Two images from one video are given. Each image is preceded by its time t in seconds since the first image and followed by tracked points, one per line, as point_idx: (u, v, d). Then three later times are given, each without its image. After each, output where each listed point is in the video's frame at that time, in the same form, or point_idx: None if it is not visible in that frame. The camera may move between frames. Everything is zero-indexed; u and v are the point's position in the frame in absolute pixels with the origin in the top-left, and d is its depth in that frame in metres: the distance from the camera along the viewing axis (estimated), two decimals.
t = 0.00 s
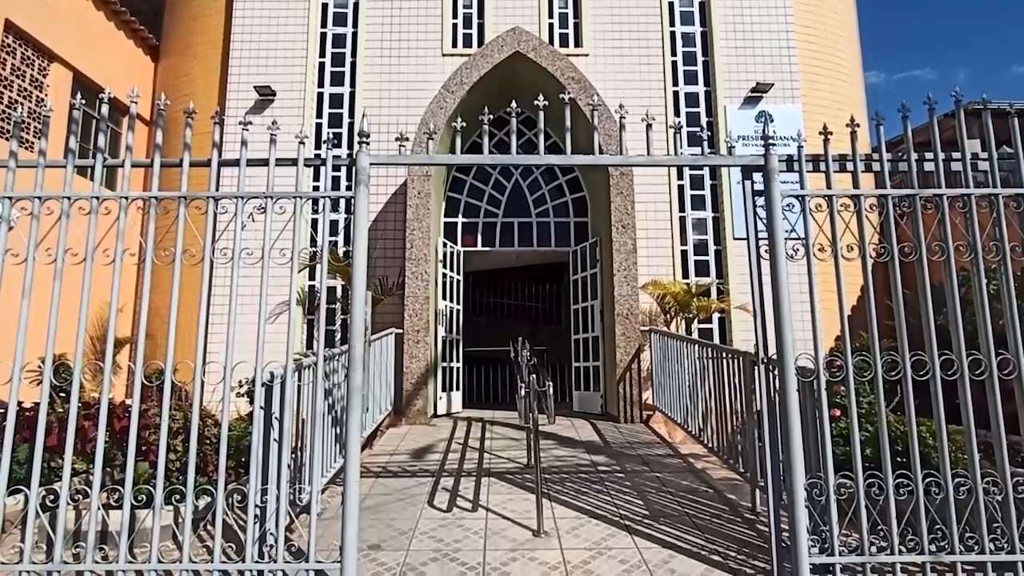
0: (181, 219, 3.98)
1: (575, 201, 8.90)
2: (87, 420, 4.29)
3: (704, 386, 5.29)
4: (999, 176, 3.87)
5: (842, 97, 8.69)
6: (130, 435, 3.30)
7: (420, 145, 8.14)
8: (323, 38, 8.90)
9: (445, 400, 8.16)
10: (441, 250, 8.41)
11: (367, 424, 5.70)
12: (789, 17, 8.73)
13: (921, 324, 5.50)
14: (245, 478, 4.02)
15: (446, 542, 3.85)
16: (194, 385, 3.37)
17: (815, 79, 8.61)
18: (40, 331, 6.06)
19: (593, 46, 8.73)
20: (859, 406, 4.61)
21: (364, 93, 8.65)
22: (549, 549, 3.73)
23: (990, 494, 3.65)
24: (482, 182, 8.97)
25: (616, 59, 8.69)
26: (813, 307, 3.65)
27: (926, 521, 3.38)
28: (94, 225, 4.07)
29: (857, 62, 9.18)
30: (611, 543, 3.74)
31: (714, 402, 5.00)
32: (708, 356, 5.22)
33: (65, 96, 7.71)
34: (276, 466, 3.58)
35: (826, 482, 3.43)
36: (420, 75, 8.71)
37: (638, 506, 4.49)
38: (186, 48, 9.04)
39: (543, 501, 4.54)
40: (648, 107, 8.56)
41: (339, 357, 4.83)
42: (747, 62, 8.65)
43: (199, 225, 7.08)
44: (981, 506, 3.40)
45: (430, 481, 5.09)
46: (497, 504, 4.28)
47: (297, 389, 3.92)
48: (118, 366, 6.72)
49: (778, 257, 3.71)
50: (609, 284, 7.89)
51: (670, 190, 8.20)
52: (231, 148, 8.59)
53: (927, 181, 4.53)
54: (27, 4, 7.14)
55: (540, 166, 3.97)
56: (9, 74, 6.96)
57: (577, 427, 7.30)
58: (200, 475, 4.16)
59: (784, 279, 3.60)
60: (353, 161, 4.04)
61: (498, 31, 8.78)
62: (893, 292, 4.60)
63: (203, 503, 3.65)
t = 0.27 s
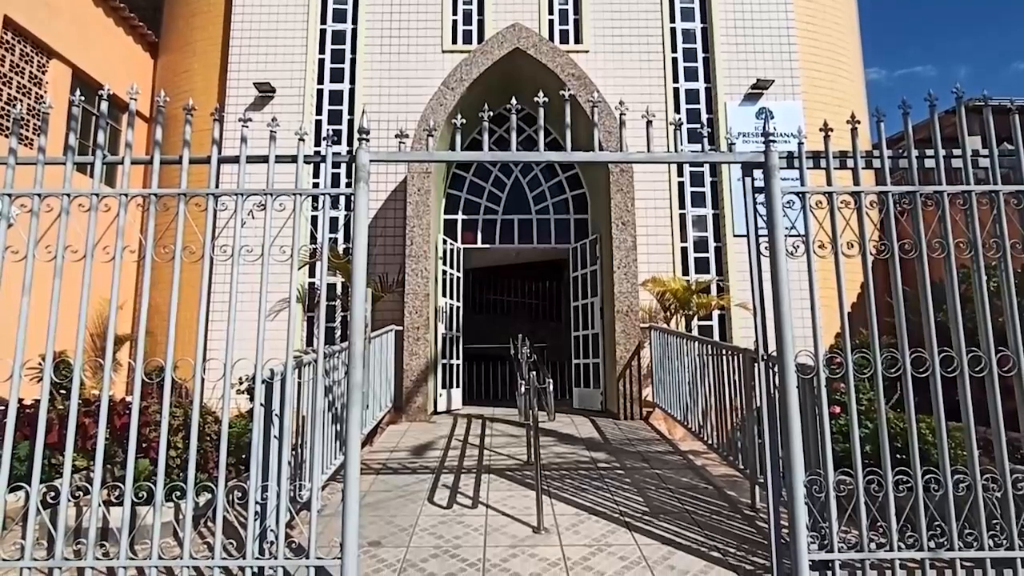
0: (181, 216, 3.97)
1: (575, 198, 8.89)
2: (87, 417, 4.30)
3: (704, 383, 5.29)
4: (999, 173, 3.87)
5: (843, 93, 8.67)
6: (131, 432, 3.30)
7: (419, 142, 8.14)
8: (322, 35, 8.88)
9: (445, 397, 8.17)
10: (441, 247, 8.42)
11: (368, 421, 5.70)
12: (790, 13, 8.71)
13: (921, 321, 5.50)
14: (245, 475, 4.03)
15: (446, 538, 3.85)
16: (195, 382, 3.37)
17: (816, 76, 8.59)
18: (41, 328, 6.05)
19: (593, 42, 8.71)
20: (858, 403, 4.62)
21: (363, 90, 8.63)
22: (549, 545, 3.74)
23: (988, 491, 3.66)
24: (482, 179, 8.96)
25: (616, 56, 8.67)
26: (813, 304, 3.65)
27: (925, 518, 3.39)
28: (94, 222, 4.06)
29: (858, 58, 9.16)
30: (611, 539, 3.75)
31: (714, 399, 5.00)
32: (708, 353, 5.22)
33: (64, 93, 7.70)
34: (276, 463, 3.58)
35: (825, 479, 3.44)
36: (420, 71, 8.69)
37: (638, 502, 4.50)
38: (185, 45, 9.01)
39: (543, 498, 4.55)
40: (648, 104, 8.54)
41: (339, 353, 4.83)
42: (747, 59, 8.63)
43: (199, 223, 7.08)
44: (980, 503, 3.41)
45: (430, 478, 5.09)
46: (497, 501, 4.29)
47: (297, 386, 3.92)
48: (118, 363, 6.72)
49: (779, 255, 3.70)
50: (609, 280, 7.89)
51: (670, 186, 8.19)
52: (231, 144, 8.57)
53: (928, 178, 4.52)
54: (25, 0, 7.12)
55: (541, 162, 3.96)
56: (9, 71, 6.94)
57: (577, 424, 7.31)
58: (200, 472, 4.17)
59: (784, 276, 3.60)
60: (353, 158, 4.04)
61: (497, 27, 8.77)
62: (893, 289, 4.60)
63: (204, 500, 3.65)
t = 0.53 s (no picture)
0: (181, 214, 3.97)
1: (574, 196, 8.88)
2: (87, 415, 4.30)
3: (704, 381, 5.29)
4: (999, 170, 3.86)
5: (843, 91, 8.66)
6: (131, 430, 3.30)
7: (419, 141, 8.16)
8: (322, 33, 8.86)
9: (445, 395, 8.17)
10: (441, 245, 8.43)
11: (367, 419, 5.71)
12: (790, 11, 8.70)
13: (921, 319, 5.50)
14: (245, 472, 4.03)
15: (446, 536, 3.86)
16: (195, 380, 3.37)
17: (816, 74, 8.57)
18: (41, 326, 6.06)
19: (593, 41, 8.70)
20: (857, 400, 4.62)
21: (363, 88, 8.62)
22: (548, 543, 3.75)
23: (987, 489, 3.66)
24: (482, 177, 8.96)
25: (615, 54, 8.66)
26: (813, 302, 3.65)
27: (925, 516, 3.40)
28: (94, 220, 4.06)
29: (858, 56, 9.14)
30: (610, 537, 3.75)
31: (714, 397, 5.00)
32: (707, 352, 5.22)
33: (64, 91, 7.68)
34: (276, 461, 3.58)
35: (825, 477, 3.44)
36: (420, 69, 8.68)
37: (637, 500, 4.51)
38: (185, 43, 9.00)
39: (543, 496, 4.55)
40: (648, 102, 8.54)
41: (339, 351, 4.83)
42: (747, 57, 8.62)
43: (199, 221, 7.08)
44: (980, 501, 3.41)
45: (430, 476, 5.10)
46: (497, 501, 4.29)
47: (297, 384, 3.92)
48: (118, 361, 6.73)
49: (778, 253, 3.70)
50: (609, 278, 7.91)
51: (670, 184, 8.18)
52: (230, 143, 8.57)
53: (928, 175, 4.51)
54: None
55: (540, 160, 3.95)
56: (8, 69, 6.92)
57: (577, 422, 7.31)
58: (201, 470, 4.17)
59: (784, 274, 3.59)
60: (352, 156, 4.03)
61: (497, 25, 8.75)
62: (893, 287, 4.60)
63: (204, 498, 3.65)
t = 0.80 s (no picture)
0: (180, 214, 3.96)
1: (574, 196, 8.84)
2: (87, 415, 4.29)
3: (704, 380, 5.29)
4: (999, 170, 3.86)
5: (843, 91, 8.65)
6: (131, 430, 3.30)
7: (419, 140, 8.23)
8: (322, 32, 8.86)
9: (445, 395, 8.18)
10: (441, 244, 8.44)
11: (367, 419, 5.72)
12: (790, 11, 8.69)
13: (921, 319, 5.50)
14: (245, 472, 4.03)
15: (445, 536, 3.86)
16: (195, 380, 3.37)
17: (816, 73, 8.57)
18: (41, 326, 6.05)
19: (592, 40, 8.70)
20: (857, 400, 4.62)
21: (363, 88, 8.62)
22: (548, 543, 3.75)
23: (987, 489, 3.67)
24: (482, 177, 8.95)
25: (615, 53, 8.67)
26: (812, 302, 3.65)
27: (924, 515, 3.40)
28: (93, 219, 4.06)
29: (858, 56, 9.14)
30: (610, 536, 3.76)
31: (713, 396, 5.01)
32: (706, 351, 5.23)
33: (63, 90, 7.67)
34: (276, 461, 3.59)
35: (824, 477, 3.44)
36: (419, 69, 8.67)
37: (637, 500, 4.51)
38: (184, 42, 8.99)
39: (543, 495, 4.55)
40: (648, 102, 8.54)
41: (339, 351, 4.84)
42: (747, 58, 8.62)
43: (199, 220, 7.07)
44: (979, 500, 3.42)
45: (429, 476, 5.10)
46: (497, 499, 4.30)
47: (297, 383, 3.92)
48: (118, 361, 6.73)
49: (778, 253, 3.70)
50: (608, 278, 7.97)
51: (669, 183, 8.18)
52: (230, 142, 8.57)
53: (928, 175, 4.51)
54: None
55: (540, 160, 3.94)
56: (8, 69, 6.90)
57: (577, 422, 7.31)
58: (200, 469, 4.17)
59: (784, 274, 3.59)
60: (351, 155, 4.02)
61: (497, 25, 8.75)
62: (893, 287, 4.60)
63: (204, 498, 3.66)
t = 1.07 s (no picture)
0: (180, 215, 3.95)
1: (574, 196, 8.83)
2: (86, 415, 4.29)
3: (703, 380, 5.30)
4: (998, 170, 3.86)
5: (842, 91, 8.65)
6: (130, 430, 3.30)
7: (419, 140, 8.43)
8: (321, 32, 8.85)
9: (445, 395, 8.18)
10: (441, 245, 8.44)
11: (367, 419, 5.72)
12: (790, 11, 8.70)
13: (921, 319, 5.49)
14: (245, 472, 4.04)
15: (445, 536, 3.86)
16: (194, 380, 3.37)
17: (816, 73, 8.57)
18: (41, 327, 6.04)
19: (592, 40, 8.70)
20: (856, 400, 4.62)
21: (362, 88, 8.62)
22: (548, 543, 3.75)
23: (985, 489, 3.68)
24: (481, 177, 8.94)
25: (615, 53, 8.67)
26: (811, 303, 3.65)
27: (922, 514, 3.42)
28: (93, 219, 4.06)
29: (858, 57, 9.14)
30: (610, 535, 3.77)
31: (713, 396, 5.01)
32: (706, 352, 5.23)
33: (62, 90, 7.63)
34: (275, 461, 3.58)
35: (823, 477, 3.45)
36: (419, 69, 8.67)
37: (636, 500, 4.51)
38: (183, 42, 8.98)
39: (542, 495, 4.56)
40: (647, 102, 8.54)
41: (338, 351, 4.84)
42: (747, 58, 8.63)
43: (198, 220, 7.07)
44: (978, 500, 3.42)
45: (429, 475, 5.10)
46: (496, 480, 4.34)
47: (297, 383, 3.93)
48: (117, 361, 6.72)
49: (777, 253, 3.70)
50: (608, 278, 8.04)
51: (670, 183, 8.10)
52: (230, 142, 8.56)
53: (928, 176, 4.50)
54: None
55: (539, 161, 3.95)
56: (8, 69, 6.86)
57: (576, 422, 7.30)
58: (200, 469, 4.16)
59: (783, 275, 3.59)
60: (351, 155, 4.02)
61: (496, 26, 8.76)
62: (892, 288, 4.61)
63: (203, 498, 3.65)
